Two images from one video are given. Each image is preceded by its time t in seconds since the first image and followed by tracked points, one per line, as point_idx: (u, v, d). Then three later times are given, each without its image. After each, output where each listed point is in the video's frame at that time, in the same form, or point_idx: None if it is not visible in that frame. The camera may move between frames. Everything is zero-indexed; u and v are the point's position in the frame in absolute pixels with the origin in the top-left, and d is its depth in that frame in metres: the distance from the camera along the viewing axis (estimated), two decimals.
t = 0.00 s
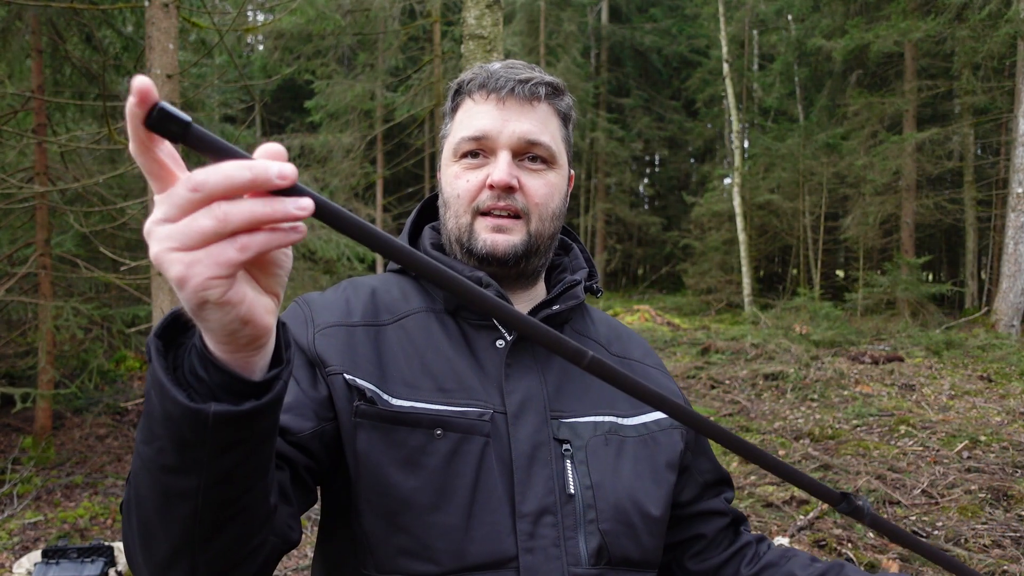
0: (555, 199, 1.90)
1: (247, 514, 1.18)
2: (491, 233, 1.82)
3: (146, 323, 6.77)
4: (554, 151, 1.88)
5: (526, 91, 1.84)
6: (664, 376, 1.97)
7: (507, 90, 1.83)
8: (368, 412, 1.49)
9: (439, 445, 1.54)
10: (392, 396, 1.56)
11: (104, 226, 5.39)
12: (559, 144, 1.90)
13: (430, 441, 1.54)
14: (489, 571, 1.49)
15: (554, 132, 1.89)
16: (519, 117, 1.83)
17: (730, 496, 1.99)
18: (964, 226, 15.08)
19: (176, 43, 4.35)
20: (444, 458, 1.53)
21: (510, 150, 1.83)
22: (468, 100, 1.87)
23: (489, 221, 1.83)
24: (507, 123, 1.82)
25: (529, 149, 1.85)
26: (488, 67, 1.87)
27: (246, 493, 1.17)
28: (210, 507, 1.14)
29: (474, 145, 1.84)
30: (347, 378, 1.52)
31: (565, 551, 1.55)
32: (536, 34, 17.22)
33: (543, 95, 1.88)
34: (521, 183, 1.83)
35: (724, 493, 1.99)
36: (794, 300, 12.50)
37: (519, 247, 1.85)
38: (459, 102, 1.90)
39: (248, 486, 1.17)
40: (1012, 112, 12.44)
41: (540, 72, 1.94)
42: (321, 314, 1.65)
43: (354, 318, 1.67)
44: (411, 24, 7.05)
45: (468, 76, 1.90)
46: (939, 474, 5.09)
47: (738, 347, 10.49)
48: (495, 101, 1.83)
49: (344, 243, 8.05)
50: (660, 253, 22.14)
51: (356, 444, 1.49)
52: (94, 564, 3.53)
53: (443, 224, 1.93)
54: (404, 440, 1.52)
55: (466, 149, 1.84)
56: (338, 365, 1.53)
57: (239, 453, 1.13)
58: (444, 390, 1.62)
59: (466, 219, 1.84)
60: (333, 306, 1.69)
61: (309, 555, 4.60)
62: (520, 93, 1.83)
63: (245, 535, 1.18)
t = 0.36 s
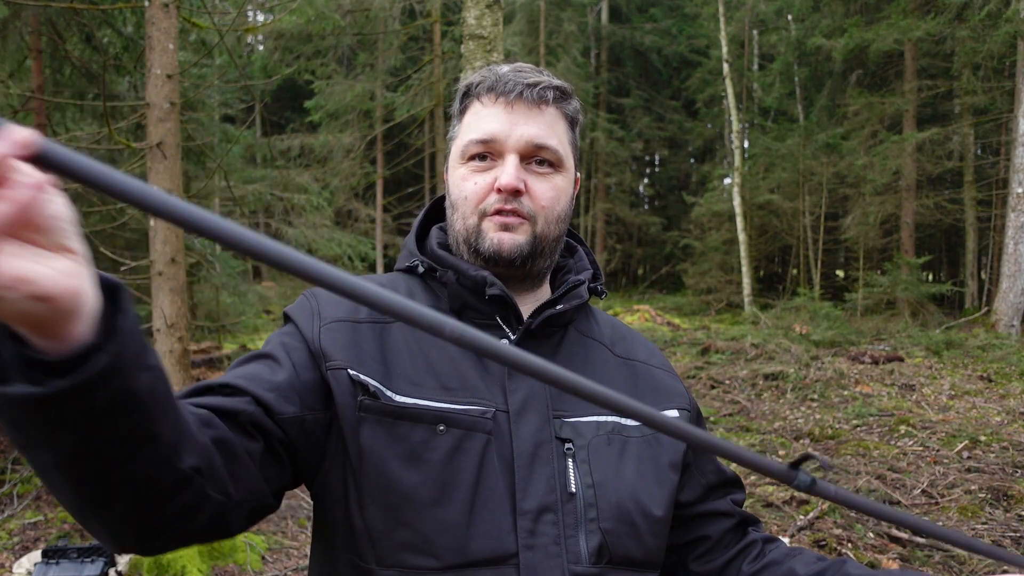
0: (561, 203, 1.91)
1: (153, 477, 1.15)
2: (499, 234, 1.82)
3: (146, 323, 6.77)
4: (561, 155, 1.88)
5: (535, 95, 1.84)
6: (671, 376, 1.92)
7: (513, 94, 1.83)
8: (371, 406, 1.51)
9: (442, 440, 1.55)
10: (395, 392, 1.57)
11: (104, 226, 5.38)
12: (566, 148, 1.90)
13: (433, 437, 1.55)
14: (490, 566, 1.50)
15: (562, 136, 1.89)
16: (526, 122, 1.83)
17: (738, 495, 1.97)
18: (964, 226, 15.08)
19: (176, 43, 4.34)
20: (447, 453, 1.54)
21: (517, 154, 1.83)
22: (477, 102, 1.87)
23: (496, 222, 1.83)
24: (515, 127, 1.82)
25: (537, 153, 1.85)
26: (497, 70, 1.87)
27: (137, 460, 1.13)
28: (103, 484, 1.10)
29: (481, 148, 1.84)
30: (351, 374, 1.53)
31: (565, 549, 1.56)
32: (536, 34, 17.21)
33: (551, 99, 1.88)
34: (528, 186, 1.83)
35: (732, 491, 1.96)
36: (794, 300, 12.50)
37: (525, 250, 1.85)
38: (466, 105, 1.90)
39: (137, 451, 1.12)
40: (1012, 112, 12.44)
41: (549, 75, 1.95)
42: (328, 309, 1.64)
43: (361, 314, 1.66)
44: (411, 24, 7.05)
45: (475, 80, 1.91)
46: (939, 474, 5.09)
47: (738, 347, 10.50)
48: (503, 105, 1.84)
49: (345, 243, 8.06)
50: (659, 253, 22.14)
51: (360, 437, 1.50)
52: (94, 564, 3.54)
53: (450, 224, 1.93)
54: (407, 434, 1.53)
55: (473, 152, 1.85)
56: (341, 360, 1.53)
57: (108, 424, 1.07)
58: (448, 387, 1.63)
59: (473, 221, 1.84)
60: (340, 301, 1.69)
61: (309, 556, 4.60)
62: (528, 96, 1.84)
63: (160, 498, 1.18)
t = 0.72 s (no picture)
0: (562, 204, 1.90)
1: (41, 400, 1.18)
2: (501, 238, 1.82)
3: (147, 323, 6.77)
4: (563, 156, 1.87)
5: (538, 95, 1.83)
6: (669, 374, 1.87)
7: (514, 94, 1.82)
8: (358, 399, 1.48)
9: (426, 434, 1.49)
10: (385, 384, 1.53)
11: (104, 226, 5.38)
12: (568, 148, 1.88)
13: (417, 430, 1.49)
14: (464, 561, 1.44)
15: (565, 137, 1.88)
16: (529, 122, 1.82)
17: (744, 497, 1.87)
18: (964, 226, 15.08)
19: (176, 43, 4.34)
20: (430, 447, 1.48)
21: (519, 154, 1.82)
22: (479, 101, 1.85)
23: (499, 224, 1.82)
24: (518, 127, 1.81)
25: (540, 154, 1.84)
26: (500, 70, 1.85)
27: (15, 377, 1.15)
28: None
29: (484, 148, 1.83)
30: (341, 366, 1.51)
31: (545, 545, 1.48)
32: (536, 34, 17.20)
33: (554, 98, 1.86)
34: (529, 187, 1.82)
35: (731, 493, 1.85)
36: (794, 300, 12.51)
37: (526, 252, 1.84)
38: (468, 104, 1.89)
39: (15, 370, 1.15)
40: (1012, 112, 12.43)
41: (553, 75, 1.93)
42: (324, 301, 1.64)
43: (360, 307, 1.65)
44: (411, 24, 7.04)
45: (477, 79, 1.89)
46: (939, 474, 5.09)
47: (738, 347, 10.51)
48: (506, 105, 1.82)
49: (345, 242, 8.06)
50: (659, 253, 22.15)
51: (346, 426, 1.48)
52: (95, 564, 3.54)
53: (452, 224, 1.92)
54: (392, 426, 1.48)
55: (476, 152, 1.84)
56: (331, 351, 1.52)
57: None
58: (440, 381, 1.58)
59: (476, 222, 1.83)
60: (339, 294, 1.67)
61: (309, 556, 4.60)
62: (531, 96, 1.82)
63: (51, 422, 1.21)
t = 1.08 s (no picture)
0: (503, 205, 1.86)
1: None
2: (441, 233, 1.78)
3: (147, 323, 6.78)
4: (504, 158, 1.84)
5: (479, 98, 1.79)
6: (603, 377, 1.75)
7: (455, 97, 1.79)
8: (283, 395, 1.44)
9: (347, 431, 1.45)
10: (312, 378, 1.48)
11: (104, 227, 5.38)
12: (509, 151, 1.86)
13: (339, 426, 1.45)
14: (382, 549, 1.42)
15: (505, 140, 1.85)
16: (469, 124, 1.79)
17: (658, 479, 1.84)
18: (964, 226, 15.09)
19: (176, 43, 4.34)
20: (351, 443, 1.44)
21: (460, 156, 1.79)
22: (422, 103, 1.82)
23: (439, 223, 1.79)
24: (459, 128, 1.78)
25: (482, 155, 1.81)
26: (444, 71, 1.82)
27: None
28: None
29: (426, 149, 1.80)
30: (271, 361, 1.47)
31: (458, 536, 1.45)
32: (536, 34, 17.21)
33: (496, 103, 1.82)
34: (470, 189, 1.78)
35: (653, 477, 1.84)
36: (794, 300, 12.54)
37: (467, 250, 1.81)
38: (410, 105, 1.86)
39: None
40: (1013, 112, 12.43)
41: (496, 78, 1.89)
42: (261, 292, 1.59)
43: (296, 300, 1.58)
44: (411, 25, 7.05)
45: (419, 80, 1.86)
46: (939, 474, 5.09)
47: (738, 347, 10.52)
48: (447, 106, 1.79)
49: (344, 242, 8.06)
50: (659, 253, 22.16)
51: (271, 420, 1.45)
52: (95, 564, 3.53)
53: (393, 221, 1.89)
54: (316, 422, 1.44)
55: (418, 152, 1.80)
56: (261, 346, 1.48)
57: None
58: (369, 374, 1.52)
59: (416, 220, 1.80)
60: (275, 285, 1.61)
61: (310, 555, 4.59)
62: (471, 98, 1.78)
63: None
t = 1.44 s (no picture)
0: (513, 222, 1.91)
1: (103, 376, 1.32)
2: (460, 247, 1.82)
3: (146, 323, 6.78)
4: (512, 187, 1.88)
5: (486, 134, 1.83)
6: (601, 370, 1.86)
7: (462, 133, 1.83)
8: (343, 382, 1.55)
9: (397, 413, 1.55)
10: (367, 369, 1.58)
11: (103, 226, 5.36)
12: (517, 181, 1.90)
13: (390, 408, 1.56)
14: (429, 510, 1.52)
15: (513, 170, 1.89)
16: (478, 156, 1.82)
17: (650, 460, 1.95)
18: (965, 226, 15.08)
19: (176, 43, 4.33)
20: (401, 421, 1.55)
21: (473, 186, 1.83)
22: (437, 139, 1.86)
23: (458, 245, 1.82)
24: (471, 160, 1.82)
25: (494, 181, 1.85)
26: (455, 113, 1.87)
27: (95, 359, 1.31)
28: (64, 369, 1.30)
29: (441, 180, 1.84)
30: (331, 356, 1.57)
31: (490, 500, 1.55)
32: (536, 34, 17.21)
33: (501, 136, 1.86)
34: (483, 215, 1.82)
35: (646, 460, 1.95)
36: (794, 300, 12.54)
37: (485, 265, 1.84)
38: (427, 141, 1.91)
39: (91, 353, 1.31)
40: (1013, 112, 12.42)
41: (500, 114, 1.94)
42: (316, 298, 1.68)
43: (345, 305, 1.68)
44: (411, 25, 7.05)
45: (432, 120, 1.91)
46: (939, 474, 5.09)
47: (738, 347, 10.52)
48: (459, 142, 1.83)
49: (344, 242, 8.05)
50: (659, 253, 22.15)
51: (333, 403, 1.55)
52: (94, 564, 3.53)
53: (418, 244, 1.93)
54: (370, 405, 1.55)
55: (437, 180, 1.84)
56: (323, 343, 1.59)
57: (67, 324, 1.27)
58: (411, 366, 1.62)
59: (438, 242, 1.85)
60: (327, 292, 1.71)
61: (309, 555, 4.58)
62: (478, 135, 1.83)
63: (120, 390, 1.35)
